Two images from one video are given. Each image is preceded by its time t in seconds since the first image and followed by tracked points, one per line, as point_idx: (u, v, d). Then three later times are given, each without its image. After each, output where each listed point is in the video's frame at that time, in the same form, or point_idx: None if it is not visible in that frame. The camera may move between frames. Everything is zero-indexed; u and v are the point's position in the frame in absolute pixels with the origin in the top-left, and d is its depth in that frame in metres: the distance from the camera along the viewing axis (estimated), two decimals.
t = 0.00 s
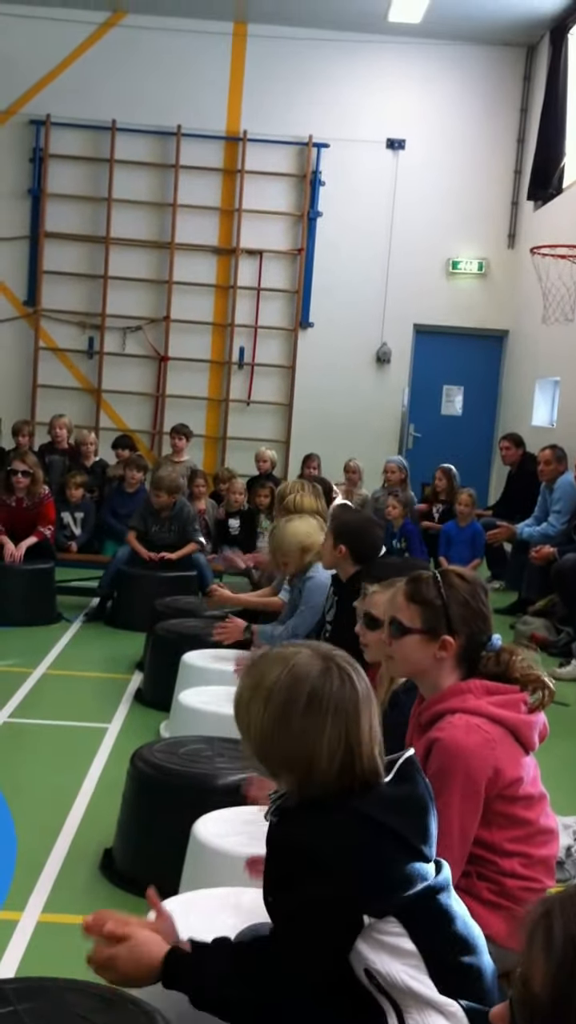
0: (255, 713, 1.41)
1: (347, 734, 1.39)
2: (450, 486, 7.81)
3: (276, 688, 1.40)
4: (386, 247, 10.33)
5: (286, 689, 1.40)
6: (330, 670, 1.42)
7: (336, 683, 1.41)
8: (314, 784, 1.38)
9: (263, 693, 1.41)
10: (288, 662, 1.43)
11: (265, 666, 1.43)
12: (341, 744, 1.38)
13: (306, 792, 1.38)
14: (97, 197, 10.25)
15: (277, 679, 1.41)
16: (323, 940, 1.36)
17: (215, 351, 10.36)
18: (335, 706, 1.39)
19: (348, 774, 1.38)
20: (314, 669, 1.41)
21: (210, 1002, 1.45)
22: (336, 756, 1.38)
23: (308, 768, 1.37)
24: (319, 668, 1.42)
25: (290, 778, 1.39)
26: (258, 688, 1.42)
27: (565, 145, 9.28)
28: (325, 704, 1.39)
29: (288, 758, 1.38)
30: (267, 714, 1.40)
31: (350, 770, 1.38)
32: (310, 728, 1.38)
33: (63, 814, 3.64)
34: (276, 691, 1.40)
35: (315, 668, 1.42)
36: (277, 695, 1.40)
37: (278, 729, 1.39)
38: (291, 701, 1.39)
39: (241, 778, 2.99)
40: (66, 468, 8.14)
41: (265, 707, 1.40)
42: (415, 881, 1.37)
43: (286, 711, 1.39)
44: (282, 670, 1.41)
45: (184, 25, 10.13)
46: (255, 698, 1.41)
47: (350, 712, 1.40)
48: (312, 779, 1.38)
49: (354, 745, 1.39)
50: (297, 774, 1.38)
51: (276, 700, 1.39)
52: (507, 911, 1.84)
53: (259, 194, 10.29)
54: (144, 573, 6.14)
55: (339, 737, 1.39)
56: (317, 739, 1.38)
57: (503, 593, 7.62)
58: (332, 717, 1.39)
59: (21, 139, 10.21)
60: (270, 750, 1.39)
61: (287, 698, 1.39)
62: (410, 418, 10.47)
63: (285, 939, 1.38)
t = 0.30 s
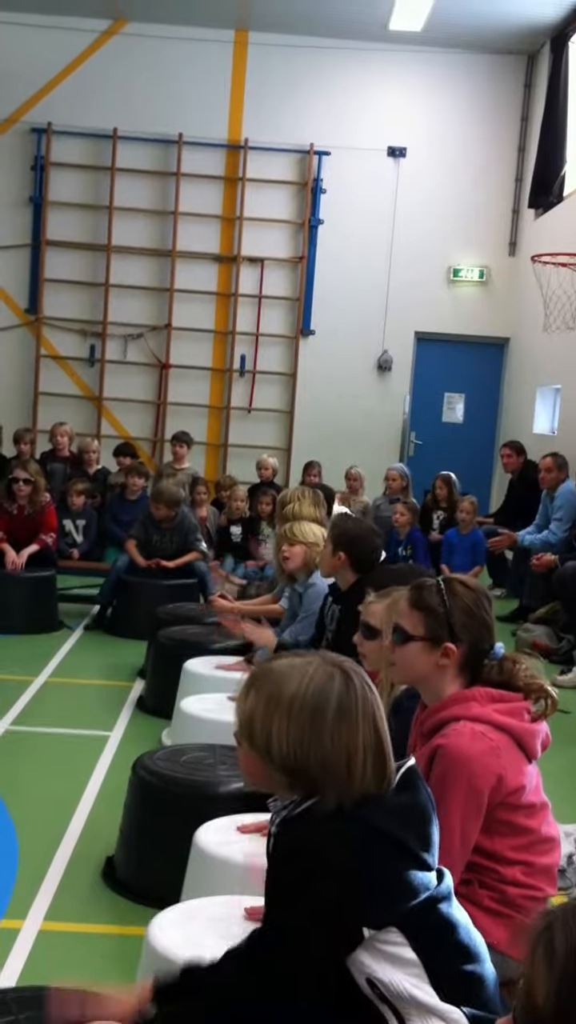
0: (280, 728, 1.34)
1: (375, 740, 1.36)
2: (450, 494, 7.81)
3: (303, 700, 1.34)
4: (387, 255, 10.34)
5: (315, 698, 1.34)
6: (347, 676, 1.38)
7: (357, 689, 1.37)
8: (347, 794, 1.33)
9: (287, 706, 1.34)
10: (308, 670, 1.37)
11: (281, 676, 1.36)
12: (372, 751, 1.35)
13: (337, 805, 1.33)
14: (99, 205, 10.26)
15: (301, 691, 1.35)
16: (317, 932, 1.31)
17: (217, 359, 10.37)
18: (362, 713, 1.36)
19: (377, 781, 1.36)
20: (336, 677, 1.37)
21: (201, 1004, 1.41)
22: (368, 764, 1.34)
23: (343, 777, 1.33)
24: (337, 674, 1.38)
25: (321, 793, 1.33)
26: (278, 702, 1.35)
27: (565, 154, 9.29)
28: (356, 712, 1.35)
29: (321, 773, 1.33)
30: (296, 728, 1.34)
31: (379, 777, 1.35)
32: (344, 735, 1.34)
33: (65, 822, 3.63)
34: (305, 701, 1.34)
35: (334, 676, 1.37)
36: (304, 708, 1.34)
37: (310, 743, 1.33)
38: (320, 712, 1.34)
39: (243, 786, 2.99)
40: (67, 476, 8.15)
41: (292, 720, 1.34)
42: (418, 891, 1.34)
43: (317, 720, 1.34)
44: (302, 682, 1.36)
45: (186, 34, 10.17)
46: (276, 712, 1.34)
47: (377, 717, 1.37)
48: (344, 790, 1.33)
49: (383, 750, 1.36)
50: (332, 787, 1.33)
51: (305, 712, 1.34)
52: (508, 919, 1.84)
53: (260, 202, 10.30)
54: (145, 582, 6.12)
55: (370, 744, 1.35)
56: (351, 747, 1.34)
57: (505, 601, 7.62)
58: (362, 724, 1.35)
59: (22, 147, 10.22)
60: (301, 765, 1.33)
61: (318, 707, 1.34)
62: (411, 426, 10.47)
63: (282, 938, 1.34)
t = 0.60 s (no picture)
0: (292, 736, 1.33)
1: (387, 749, 1.35)
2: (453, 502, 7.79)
3: (315, 708, 1.34)
4: (388, 262, 10.35)
5: (327, 706, 1.34)
6: (358, 688, 1.38)
7: (368, 700, 1.37)
8: (360, 804, 1.32)
9: (298, 714, 1.34)
10: (318, 680, 1.37)
11: (293, 685, 1.36)
12: (385, 761, 1.34)
13: (350, 814, 1.31)
14: (100, 213, 10.28)
15: (313, 699, 1.35)
16: (317, 937, 1.28)
17: (218, 367, 10.38)
18: (373, 723, 1.35)
19: (390, 791, 1.34)
20: (347, 687, 1.37)
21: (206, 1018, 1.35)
22: (381, 773, 1.33)
23: (357, 785, 1.32)
24: (347, 685, 1.38)
25: (333, 802, 1.32)
26: (289, 710, 1.35)
27: (566, 162, 9.31)
28: (367, 720, 1.35)
29: (334, 780, 1.32)
30: (308, 736, 1.33)
31: (391, 788, 1.34)
32: (356, 743, 1.33)
33: (67, 830, 3.63)
34: (318, 709, 1.34)
35: (345, 686, 1.37)
36: (316, 715, 1.34)
37: (323, 750, 1.32)
38: (333, 721, 1.34)
39: (244, 795, 2.99)
40: (69, 483, 8.16)
41: (305, 728, 1.33)
42: (422, 901, 1.33)
43: (330, 728, 1.33)
44: (314, 690, 1.35)
45: (188, 43, 10.20)
46: (287, 720, 1.34)
47: (388, 727, 1.36)
48: (357, 800, 1.32)
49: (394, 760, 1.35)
50: (345, 796, 1.31)
51: (317, 720, 1.33)
52: (510, 928, 1.84)
53: (261, 209, 10.32)
54: (146, 590, 6.12)
55: (382, 753, 1.34)
56: (364, 755, 1.33)
57: (506, 608, 7.62)
58: (374, 733, 1.35)
59: (23, 155, 10.24)
60: (314, 773, 1.32)
61: (330, 715, 1.34)
62: (412, 433, 10.48)
63: (282, 942, 1.30)
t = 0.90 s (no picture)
0: (306, 736, 1.33)
1: (400, 749, 1.35)
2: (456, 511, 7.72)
3: (329, 709, 1.33)
4: (389, 270, 10.37)
5: (342, 707, 1.34)
6: (371, 688, 1.38)
7: (380, 700, 1.37)
8: (374, 805, 1.32)
9: (312, 715, 1.33)
10: (331, 680, 1.37)
11: (307, 686, 1.36)
12: (398, 761, 1.34)
13: (364, 814, 1.31)
14: (101, 221, 10.29)
15: (327, 699, 1.34)
16: (320, 938, 1.26)
17: (219, 375, 10.39)
18: (386, 724, 1.35)
19: (401, 791, 1.35)
20: (359, 687, 1.36)
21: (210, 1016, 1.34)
22: (394, 774, 1.34)
23: (371, 786, 1.32)
24: (360, 685, 1.37)
25: (348, 802, 1.31)
26: (303, 710, 1.34)
27: (566, 170, 9.32)
28: (381, 721, 1.34)
29: (349, 780, 1.31)
30: (322, 736, 1.33)
31: (403, 789, 1.35)
32: (371, 745, 1.33)
33: (68, 838, 3.63)
34: (332, 710, 1.33)
35: (357, 687, 1.37)
36: (330, 716, 1.33)
37: (338, 751, 1.32)
38: (347, 721, 1.33)
39: (246, 803, 2.99)
40: (70, 491, 8.19)
41: (319, 729, 1.33)
42: (426, 906, 1.31)
43: (345, 729, 1.33)
44: (327, 691, 1.35)
45: (190, 51, 10.23)
46: (301, 721, 1.33)
47: (399, 727, 1.36)
48: (372, 801, 1.32)
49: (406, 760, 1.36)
50: (359, 797, 1.31)
51: (332, 721, 1.33)
52: (511, 936, 1.84)
53: (262, 217, 10.34)
54: (148, 596, 6.13)
55: (395, 754, 1.34)
56: (378, 756, 1.33)
57: (507, 615, 7.62)
58: (387, 734, 1.34)
59: (25, 163, 10.26)
60: (329, 775, 1.32)
61: (345, 717, 1.33)
62: (413, 440, 10.49)
63: (284, 941, 1.29)
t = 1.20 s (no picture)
0: (279, 762, 1.28)
1: (375, 772, 1.30)
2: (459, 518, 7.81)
3: (302, 733, 1.29)
4: (390, 277, 10.38)
5: (314, 731, 1.29)
6: (344, 711, 1.33)
7: (354, 723, 1.32)
8: (351, 831, 1.26)
9: (285, 740, 1.29)
10: (304, 705, 1.33)
11: (278, 712, 1.31)
12: (374, 784, 1.29)
13: (343, 839, 1.26)
14: (102, 229, 10.30)
15: (299, 723, 1.30)
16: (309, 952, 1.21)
17: (221, 382, 10.39)
18: (359, 747, 1.30)
19: (381, 817, 1.29)
20: (332, 711, 1.32)
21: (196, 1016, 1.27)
22: (372, 798, 1.28)
23: (347, 810, 1.26)
24: (332, 708, 1.33)
25: (325, 828, 1.26)
26: (275, 736, 1.29)
27: (568, 179, 9.31)
28: (354, 744, 1.30)
29: (324, 805, 1.26)
30: (295, 761, 1.28)
31: (382, 812, 1.29)
32: (344, 768, 1.28)
33: (70, 846, 3.62)
34: (304, 734, 1.29)
35: (328, 710, 1.32)
36: (303, 740, 1.29)
37: (311, 775, 1.27)
38: (320, 745, 1.28)
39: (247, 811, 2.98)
40: (72, 498, 8.20)
41: (292, 754, 1.28)
42: (413, 924, 1.27)
43: (317, 753, 1.28)
44: (299, 715, 1.30)
45: (192, 59, 10.26)
46: (273, 747, 1.29)
47: (374, 752, 1.31)
48: (350, 826, 1.26)
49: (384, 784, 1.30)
50: (337, 822, 1.26)
51: (304, 745, 1.28)
52: (515, 945, 1.84)
53: (264, 225, 10.35)
54: (149, 603, 6.12)
55: (371, 777, 1.29)
56: (353, 779, 1.28)
57: (508, 622, 7.62)
58: (361, 756, 1.29)
59: (26, 171, 10.27)
60: (302, 800, 1.27)
61: (317, 741, 1.28)
62: (414, 447, 10.50)
63: (273, 950, 1.23)
